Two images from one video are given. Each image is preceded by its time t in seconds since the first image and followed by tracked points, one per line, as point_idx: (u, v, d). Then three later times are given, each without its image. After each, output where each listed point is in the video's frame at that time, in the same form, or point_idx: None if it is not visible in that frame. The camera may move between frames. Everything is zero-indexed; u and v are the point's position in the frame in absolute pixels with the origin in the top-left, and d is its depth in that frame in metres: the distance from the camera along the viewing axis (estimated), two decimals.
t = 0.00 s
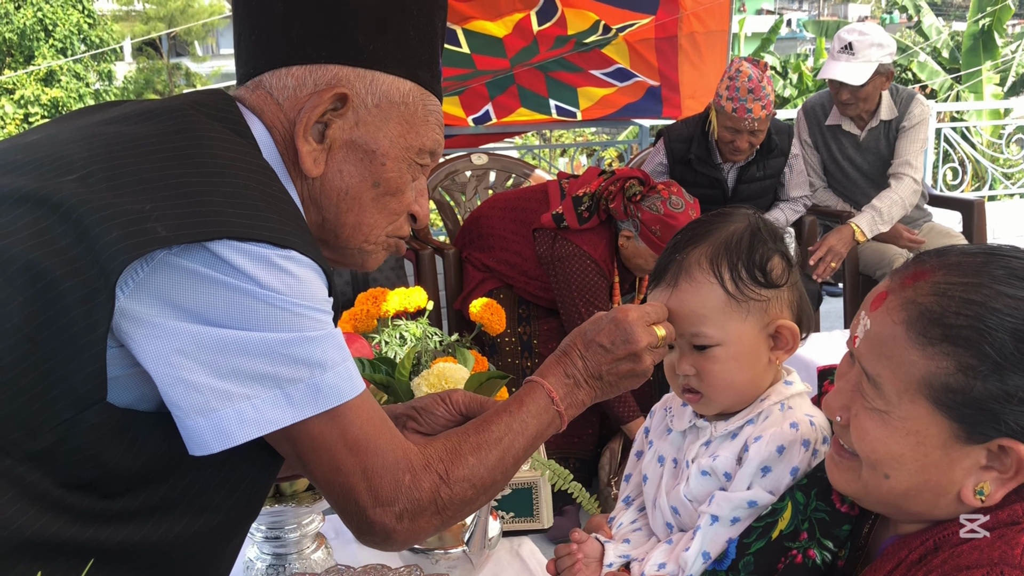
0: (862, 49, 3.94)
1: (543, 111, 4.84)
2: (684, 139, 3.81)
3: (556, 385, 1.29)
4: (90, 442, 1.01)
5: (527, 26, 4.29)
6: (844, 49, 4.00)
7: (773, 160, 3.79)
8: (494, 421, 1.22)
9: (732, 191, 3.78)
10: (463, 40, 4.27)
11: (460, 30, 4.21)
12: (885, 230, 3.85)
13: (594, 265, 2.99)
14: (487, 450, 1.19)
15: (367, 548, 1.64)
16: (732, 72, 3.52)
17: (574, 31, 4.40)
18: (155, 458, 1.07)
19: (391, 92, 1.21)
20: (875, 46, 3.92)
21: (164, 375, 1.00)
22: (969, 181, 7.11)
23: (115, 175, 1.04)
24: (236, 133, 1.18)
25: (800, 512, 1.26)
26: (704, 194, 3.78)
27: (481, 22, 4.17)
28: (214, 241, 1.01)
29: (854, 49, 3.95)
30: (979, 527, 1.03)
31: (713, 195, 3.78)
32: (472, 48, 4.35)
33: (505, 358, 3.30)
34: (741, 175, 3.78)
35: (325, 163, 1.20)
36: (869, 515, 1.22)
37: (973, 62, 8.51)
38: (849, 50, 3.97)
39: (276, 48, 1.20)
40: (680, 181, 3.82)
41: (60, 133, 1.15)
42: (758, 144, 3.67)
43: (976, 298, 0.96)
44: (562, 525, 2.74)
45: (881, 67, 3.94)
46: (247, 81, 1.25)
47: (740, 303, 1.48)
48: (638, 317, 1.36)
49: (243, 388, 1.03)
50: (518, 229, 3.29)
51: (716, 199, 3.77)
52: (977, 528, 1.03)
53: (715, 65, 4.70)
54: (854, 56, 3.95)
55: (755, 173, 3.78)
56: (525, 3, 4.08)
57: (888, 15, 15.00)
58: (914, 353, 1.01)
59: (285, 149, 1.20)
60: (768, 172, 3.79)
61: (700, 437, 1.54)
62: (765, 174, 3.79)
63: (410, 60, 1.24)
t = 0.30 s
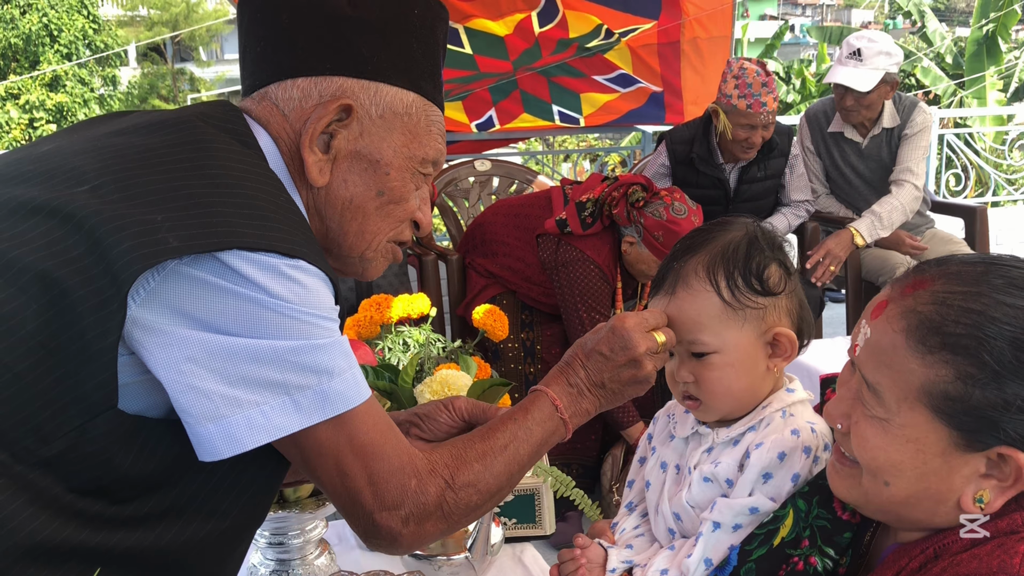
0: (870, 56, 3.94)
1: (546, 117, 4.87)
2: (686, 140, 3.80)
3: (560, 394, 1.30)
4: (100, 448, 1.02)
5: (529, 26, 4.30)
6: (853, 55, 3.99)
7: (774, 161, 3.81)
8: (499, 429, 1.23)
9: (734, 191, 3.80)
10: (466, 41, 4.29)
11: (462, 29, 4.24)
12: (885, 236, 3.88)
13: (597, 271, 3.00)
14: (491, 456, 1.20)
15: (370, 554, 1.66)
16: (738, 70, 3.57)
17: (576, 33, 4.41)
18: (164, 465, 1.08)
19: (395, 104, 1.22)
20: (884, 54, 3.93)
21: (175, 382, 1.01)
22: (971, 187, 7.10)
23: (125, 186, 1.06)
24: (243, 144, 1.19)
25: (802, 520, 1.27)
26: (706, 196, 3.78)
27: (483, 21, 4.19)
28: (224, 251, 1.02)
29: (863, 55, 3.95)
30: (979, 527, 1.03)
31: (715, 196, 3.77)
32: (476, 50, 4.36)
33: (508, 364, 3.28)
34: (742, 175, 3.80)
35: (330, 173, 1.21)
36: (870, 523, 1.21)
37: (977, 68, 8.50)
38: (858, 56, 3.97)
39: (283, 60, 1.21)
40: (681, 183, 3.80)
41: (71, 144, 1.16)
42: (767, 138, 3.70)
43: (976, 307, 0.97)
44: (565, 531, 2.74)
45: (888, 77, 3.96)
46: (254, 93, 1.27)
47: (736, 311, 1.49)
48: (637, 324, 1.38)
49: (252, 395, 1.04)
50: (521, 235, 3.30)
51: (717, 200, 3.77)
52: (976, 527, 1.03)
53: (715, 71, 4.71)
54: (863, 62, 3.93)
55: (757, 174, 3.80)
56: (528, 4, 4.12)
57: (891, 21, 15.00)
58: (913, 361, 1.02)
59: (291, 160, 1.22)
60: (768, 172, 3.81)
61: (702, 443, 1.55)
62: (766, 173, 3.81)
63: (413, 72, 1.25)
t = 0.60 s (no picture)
0: (874, 68, 3.94)
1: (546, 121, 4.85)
2: (685, 137, 3.85)
3: (554, 401, 1.30)
4: (100, 451, 1.03)
5: (530, 33, 4.26)
6: (856, 67, 3.98)
7: (770, 156, 3.83)
8: (493, 435, 1.23)
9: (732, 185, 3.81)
10: (466, 47, 4.26)
11: (462, 36, 4.19)
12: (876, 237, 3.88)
13: (597, 273, 3.01)
14: (486, 463, 1.20)
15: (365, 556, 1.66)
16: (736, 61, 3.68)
17: (576, 39, 4.36)
18: (162, 469, 1.09)
19: (396, 114, 1.23)
20: (886, 66, 3.93)
21: (175, 388, 1.01)
22: (971, 193, 7.10)
23: (127, 193, 1.07)
24: (244, 152, 1.20)
25: (794, 525, 1.27)
26: (706, 189, 3.80)
27: (484, 29, 4.15)
28: (224, 258, 1.03)
29: (867, 67, 3.94)
30: (979, 527, 1.03)
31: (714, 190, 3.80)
32: (476, 56, 4.33)
33: (506, 368, 3.30)
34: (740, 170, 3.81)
35: (330, 182, 1.22)
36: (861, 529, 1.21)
37: (978, 74, 8.49)
38: (862, 68, 3.96)
39: (285, 69, 1.22)
40: (680, 179, 3.84)
41: (76, 151, 1.18)
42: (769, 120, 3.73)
43: (967, 316, 0.98)
44: (562, 535, 2.75)
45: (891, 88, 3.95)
46: (255, 101, 1.27)
47: (727, 316, 1.50)
48: (628, 328, 1.39)
49: (250, 401, 1.05)
50: (520, 238, 3.32)
51: (715, 195, 3.81)
52: (976, 527, 1.03)
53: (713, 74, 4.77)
54: (867, 74, 3.93)
55: (754, 169, 3.80)
56: (528, 10, 4.10)
57: (892, 26, 15.01)
58: (905, 369, 1.02)
59: (292, 168, 1.23)
60: (765, 167, 3.81)
61: (696, 448, 1.56)
62: (762, 168, 3.81)
63: (413, 82, 1.27)
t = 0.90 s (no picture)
0: (875, 81, 3.94)
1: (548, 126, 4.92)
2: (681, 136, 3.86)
3: (548, 410, 1.31)
4: (100, 458, 1.04)
5: (531, 37, 4.19)
6: (856, 80, 3.98)
7: (764, 154, 3.83)
8: (487, 445, 1.24)
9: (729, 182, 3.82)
10: (467, 52, 4.18)
11: (465, 41, 4.10)
12: (862, 231, 3.90)
13: (593, 272, 3.02)
14: (480, 473, 1.21)
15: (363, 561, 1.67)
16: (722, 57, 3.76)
17: (579, 44, 4.33)
18: (161, 476, 1.10)
19: (397, 126, 1.24)
20: (887, 78, 3.94)
21: (173, 397, 1.03)
22: (973, 199, 7.08)
23: (129, 203, 1.08)
24: (246, 162, 1.21)
25: (787, 534, 1.28)
26: (705, 185, 3.81)
27: (485, 33, 4.07)
28: (224, 269, 1.04)
29: (867, 80, 3.95)
30: (978, 527, 1.02)
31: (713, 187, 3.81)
32: (477, 60, 4.25)
33: (505, 371, 3.28)
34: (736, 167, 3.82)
35: (331, 193, 1.23)
36: (854, 537, 1.22)
37: (981, 79, 8.48)
38: (862, 81, 3.96)
39: (288, 80, 1.23)
40: (679, 176, 3.83)
41: (78, 160, 1.19)
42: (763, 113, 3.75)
43: (960, 327, 0.99)
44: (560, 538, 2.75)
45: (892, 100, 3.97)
46: (257, 111, 1.29)
47: (721, 322, 1.51)
48: (621, 333, 1.41)
49: (249, 411, 1.05)
50: (519, 240, 3.32)
51: (713, 191, 3.82)
52: (975, 527, 1.02)
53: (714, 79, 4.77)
54: (867, 87, 3.94)
55: (749, 167, 3.81)
56: (530, 14, 4.00)
57: (895, 30, 15.00)
58: (897, 379, 1.03)
59: (293, 179, 1.24)
60: (760, 165, 3.82)
61: (690, 455, 1.57)
62: (758, 166, 3.81)
63: (414, 93, 1.28)
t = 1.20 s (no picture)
0: (877, 84, 3.92)
1: (551, 126, 4.97)
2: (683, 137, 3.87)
3: (557, 406, 1.33)
4: (105, 456, 1.05)
5: (536, 43, 4.06)
6: (859, 83, 3.97)
7: (766, 155, 3.83)
8: (501, 440, 1.25)
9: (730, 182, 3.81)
10: (473, 57, 4.14)
11: (470, 47, 4.08)
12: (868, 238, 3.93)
13: (593, 271, 3.02)
14: (492, 466, 1.22)
15: (361, 561, 1.68)
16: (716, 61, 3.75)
17: (583, 48, 4.13)
18: (166, 474, 1.11)
19: (398, 131, 1.25)
20: (889, 82, 3.91)
21: (182, 395, 1.04)
22: (976, 203, 7.06)
23: (135, 206, 1.09)
24: (251, 166, 1.22)
25: (781, 537, 1.29)
26: (706, 186, 3.81)
27: (490, 38, 4.01)
28: (231, 269, 1.05)
29: (870, 83, 3.93)
30: (978, 527, 1.01)
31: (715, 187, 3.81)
32: (482, 64, 4.22)
33: (506, 373, 3.28)
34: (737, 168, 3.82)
35: (333, 197, 1.24)
36: (848, 541, 1.23)
37: (987, 83, 8.45)
38: (865, 84, 3.95)
39: (292, 86, 1.25)
40: (680, 177, 3.84)
41: (86, 162, 1.20)
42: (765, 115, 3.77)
43: (953, 334, 0.99)
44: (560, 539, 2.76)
45: (894, 103, 3.95)
46: (261, 116, 1.30)
47: (727, 319, 1.52)
48: (626, 336, 1.41)
49: (259, 406, 1.07)
50: (521, 241, 3.33)
51: (716, 192, 3.81)
52: (975, 527, 1.01)
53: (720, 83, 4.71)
54: (870, 91, 3.92)
55: (751, 167, 3.81)
56: (534, 20, 3.86)
57: (902, 33, 14.96)
58: (891, 384, 1.04)
59: (296, 182, 1.25)
60: (762, 167, 3.83)
61: (686, 455, 1.57)
62: (760, 168, 3.82)
63: (415, 98, 1.29)
